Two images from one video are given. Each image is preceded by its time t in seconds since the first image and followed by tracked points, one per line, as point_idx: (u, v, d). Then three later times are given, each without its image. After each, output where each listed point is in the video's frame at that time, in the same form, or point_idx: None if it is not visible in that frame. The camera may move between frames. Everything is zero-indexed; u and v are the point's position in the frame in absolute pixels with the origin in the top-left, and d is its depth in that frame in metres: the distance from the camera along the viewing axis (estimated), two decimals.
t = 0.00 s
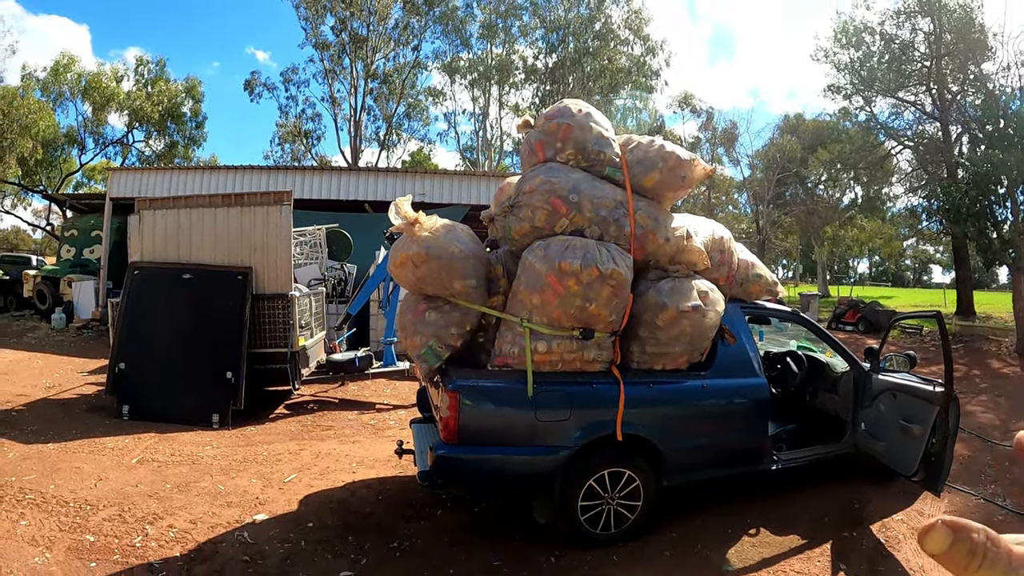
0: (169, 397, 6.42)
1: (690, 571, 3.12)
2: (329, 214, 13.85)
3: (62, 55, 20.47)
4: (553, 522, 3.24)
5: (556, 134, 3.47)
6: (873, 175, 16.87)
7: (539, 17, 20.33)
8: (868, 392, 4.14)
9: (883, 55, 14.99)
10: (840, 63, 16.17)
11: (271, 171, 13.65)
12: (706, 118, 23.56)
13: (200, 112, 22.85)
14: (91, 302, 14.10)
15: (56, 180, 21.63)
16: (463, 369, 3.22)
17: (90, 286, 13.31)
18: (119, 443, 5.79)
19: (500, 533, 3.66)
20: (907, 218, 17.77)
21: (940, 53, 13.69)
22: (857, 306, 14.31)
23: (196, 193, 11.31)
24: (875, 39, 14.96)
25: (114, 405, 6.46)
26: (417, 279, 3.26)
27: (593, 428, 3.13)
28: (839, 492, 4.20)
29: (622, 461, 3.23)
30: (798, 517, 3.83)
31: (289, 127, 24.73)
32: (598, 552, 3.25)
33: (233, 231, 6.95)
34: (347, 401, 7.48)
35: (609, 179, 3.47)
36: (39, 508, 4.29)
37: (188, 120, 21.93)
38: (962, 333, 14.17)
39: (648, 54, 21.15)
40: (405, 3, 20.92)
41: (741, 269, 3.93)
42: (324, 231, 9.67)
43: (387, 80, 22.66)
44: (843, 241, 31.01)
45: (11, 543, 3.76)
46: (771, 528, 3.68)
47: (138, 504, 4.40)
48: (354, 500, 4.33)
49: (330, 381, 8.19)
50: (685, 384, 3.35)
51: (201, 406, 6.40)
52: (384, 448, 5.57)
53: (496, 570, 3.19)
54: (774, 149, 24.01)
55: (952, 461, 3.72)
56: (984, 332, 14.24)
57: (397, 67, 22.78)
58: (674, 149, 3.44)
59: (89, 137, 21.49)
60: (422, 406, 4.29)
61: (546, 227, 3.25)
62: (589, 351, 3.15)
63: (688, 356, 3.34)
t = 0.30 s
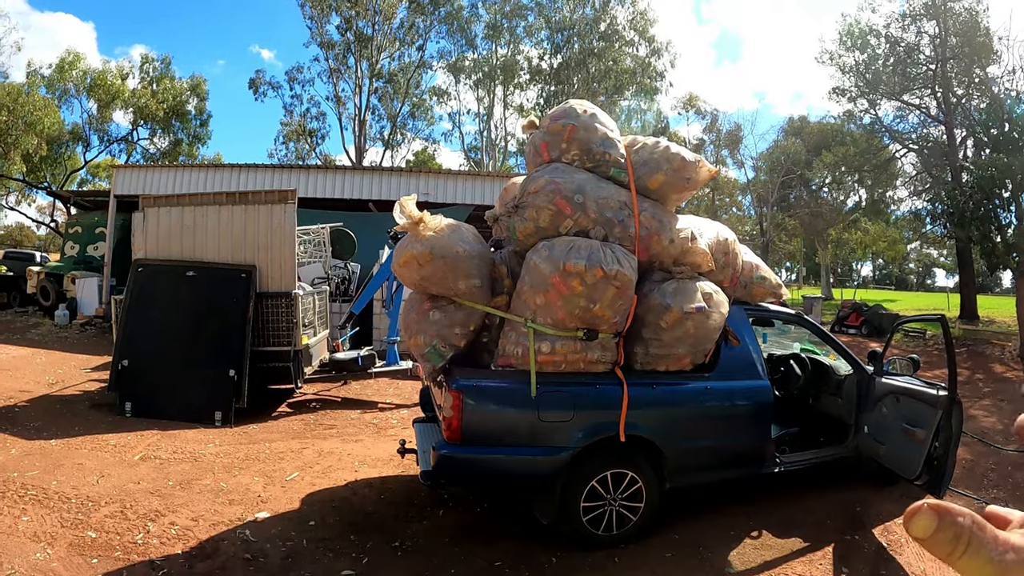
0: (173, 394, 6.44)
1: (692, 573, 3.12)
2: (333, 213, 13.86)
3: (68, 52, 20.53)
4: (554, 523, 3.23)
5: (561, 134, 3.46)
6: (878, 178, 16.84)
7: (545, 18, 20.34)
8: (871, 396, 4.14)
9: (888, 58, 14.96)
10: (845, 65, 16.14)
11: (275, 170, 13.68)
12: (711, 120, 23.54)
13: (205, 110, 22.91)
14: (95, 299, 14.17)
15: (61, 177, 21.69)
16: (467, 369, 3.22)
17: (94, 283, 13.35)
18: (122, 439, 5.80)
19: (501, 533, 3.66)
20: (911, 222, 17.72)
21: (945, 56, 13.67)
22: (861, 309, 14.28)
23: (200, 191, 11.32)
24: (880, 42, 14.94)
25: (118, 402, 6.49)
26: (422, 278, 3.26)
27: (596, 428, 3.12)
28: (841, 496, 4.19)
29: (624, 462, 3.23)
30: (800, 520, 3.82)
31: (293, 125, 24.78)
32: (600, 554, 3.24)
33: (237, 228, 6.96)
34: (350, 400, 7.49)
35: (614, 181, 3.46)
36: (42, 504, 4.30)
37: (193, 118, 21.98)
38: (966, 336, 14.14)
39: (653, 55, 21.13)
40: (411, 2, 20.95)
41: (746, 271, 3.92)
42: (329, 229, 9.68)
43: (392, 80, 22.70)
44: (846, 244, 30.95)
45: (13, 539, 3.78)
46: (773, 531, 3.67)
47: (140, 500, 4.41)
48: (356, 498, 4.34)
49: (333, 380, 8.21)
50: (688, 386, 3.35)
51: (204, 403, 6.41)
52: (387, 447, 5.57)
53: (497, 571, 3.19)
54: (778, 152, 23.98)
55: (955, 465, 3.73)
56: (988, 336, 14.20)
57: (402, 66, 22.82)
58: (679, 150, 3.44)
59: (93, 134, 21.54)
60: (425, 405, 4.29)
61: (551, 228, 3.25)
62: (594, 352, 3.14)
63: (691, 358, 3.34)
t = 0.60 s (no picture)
0: (174, 390, 6.46)
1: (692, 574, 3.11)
2: (337, 211, 13.89)
3: (73, 48, 20.58)
4: (556, 523, 3.23)
5: (566, 134, 3.46)
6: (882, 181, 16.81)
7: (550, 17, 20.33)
8: (874, 399, 4.12)
9: (893, 61, 14.85)
10: (851, 68, 16.09)
11: (279, 167, 13.69)
12: (715, 121, 23.51)
13: (210, 107, 22.94)
14: (98, 294, 14.19)
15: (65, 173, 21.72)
16: (469, 368, 3.22)
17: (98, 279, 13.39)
18: (124, 435, 5.82)
19: (502, 532, 3.67)
20: (915, 224, 17.69)
21: (951, 60, 13.63)
22: (863, 312, 14.24)
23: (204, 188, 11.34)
24: (886, 44, 14.90)
25: (120, 397, 6.53)
26: (426, 276, 3.27)
27: (598, 429, 3.12)
28: (842, 499, 4.19)
29: (626, 462, 3.23)
30: (801, 522, 3.82)
31: (298, 123, 24.82)
32: (601, 554, 3.24)
33: (241, 226, 6.96)
34: (352, 398, 7.51)
35: (619, 181, 3.46)
36: (43, 499, 4.32)
37: (197, 115, 22.01)
38: (969, 340, 14.13)
39: (658, 55, 21.11)
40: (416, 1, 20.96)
41: (750, 273, 3.92)
42: (332, 227, 9.69)
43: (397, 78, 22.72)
44: (850, 247, 30.89)
45: (14, 534, 3.79)
46: (774, 534, 3.67)
47: (142, 496, 4.42)
48: (358, 496, 4.35)
49: (335, 378, 8.22)
50: (691, 387, 3.35)
51: (205, 400, 6.43)
52: (389, 446, 5.58)
53: (498, 570, 3.19)
54: (782, 154, 23.94)
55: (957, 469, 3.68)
56: (991, 340, 14.16)
57: (406, 65, 22.83)
58: (684, 151, 3.44)
59: (98, 130, 21.58)
60: (427, 404, 4.30)
61: (555, 228, 3.25)
62: (597, 352, 3.14)
63: (694, 359, 3.34)
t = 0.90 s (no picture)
0: (176, 386, 6.47)
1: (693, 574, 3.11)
2: (339, 208, 13.89)
3: (76, 44, 20.58)
4: (558, 522, 3.23)
5: (571, 133, 3.46)
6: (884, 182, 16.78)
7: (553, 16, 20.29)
8: (876, 400, 4.12)
9: (897, 62, 14.85)
10: (855, 69, 16.04)
11: (282, 164, 13.69)
12: (718, 121, 23.46)
13: (212, 103, 22.94)
14: (100, 290, 14.22)
15: (67, 168, 21.73)
16: (472, 366, 3.22)
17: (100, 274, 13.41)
18: (125, 431, 5.82)
19: (504, 531, 3.67)
20: (917, 227, 17.65)
21: (954, 62, 13.61)
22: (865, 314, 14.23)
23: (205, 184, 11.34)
24: (890, 46, 14.86)
25: (122, 393, 6.53)
26: (428, 274, 3.27)
27: (600, 428, 3.11)
28: (843, 500, 4.18)
29: (628, 462, 3.22)
30: (803, 523, 3.82)
31: (300, 120, 24.80)
32: (602, 554, 3.24)
33: (244, 222, 6.97)
34: (353, 396, 7.51)
35: (623, 180, 3.46)
36: (44, 494, 4.32)
37: (200, 111, 22.02)
38: (971, 343, 14.11)
39: (661, 55, 21.07)
40: None
41: (753, 273, 3.91)
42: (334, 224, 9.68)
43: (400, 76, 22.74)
44: (852, 248, 30.83)
45: (15, 529, 3.79)
46: (775, 534, 3.66)
47: (143, 492, 4.42)
48: (359, 494, 4.35)
49: (336, 375, 8.22)
50: (694, 387, 3.34)
51: (207, 396, 6.44)
52: (390, 443, 5.58)
53: (499, 569, 3.19)
54: (785, 155, 23.91)
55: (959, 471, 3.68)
56: (993, 343, 14.14)
57: (410, 63, 22.81)
58: (688, 150, 3.43)
59: (100, 126, 21.58)
60: (429, 402, 4.29)
61: (559, 227, 3.25)
62: (600, 351, 3.14)
63: (697, 359, 3.34)
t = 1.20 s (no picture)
0: (174, 382, 6.46)
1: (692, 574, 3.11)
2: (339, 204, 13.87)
3: (75, 39, 20.52)
4: (557, 521, 3.22)
5: (572, 131, 3.45)
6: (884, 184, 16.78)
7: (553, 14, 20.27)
8: (875, 401, 4.12)
9: (898, 64, 14.84)
10: (856, 70, 16.01)
11: (281, 161, 13.67)
12: (718, 121, 23.44)
13: (212, 99, 22.91)
14: (98, 286, 14.20)
15: (67, 164, 21.70)
16: (472, 364, 3.21)
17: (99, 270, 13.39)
18: (123, 427, 5.81)
19: (503, 530, 3.66)
20: (916, 228, 17.67)
21: (956, 63, 13.64)
22: (864, 315, 14.26)
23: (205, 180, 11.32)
24: (891, 47, 14.84)
25: (119, 389, 6.53)
26: (428, 271, 3.28)
27: (600, 427, 3.11)
28: (841, 501, 4.19)
29: (627, 461, 3.22)
30: (802, 524, 3.81)
31: (300, 117, 24.76)
32: (601, 553, 3.23)
33: (243, 219, 6.96)
34: (351, 393, 7.50)
35: (624, 179, 3.45)
36: (41, 490, 4.31)
37: (200, 107, 22.00)
38: (969, 345, 14.12)
39: (661, 54, 21.06)
40: None
41: (753, 273, 3.90)
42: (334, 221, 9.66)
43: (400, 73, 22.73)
44: (851, 248, 30.84)
45: (12, 525, 3.78)
46: (773, 534, 3.66)
47: (140, 489, 4.41)
48: (357, 491, 4.35)
49: (334, 372, 8.21)
50: (693, 387, 3.34)
51: (205, 393, 6.43)
52: (388, 441, 5.57)
53: (497, 568, 3.18)
54: (785, 155, 23.91)
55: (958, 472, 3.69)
56: (991, 345, 14.15)
57: (410, 60, 22.77)
58: (690, 149, 3.42)
59: (100, 122, 21.55)
60: (428, 400, 4.28)
61: (560, 225, 3.24)
62: (599, 350, 3.13)
63: (697, 359, 3.33)
